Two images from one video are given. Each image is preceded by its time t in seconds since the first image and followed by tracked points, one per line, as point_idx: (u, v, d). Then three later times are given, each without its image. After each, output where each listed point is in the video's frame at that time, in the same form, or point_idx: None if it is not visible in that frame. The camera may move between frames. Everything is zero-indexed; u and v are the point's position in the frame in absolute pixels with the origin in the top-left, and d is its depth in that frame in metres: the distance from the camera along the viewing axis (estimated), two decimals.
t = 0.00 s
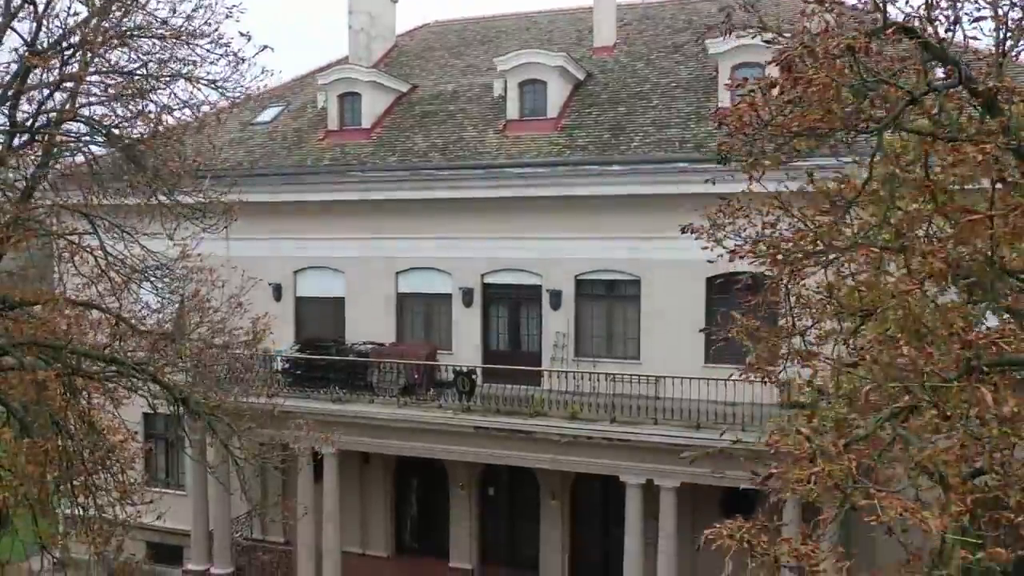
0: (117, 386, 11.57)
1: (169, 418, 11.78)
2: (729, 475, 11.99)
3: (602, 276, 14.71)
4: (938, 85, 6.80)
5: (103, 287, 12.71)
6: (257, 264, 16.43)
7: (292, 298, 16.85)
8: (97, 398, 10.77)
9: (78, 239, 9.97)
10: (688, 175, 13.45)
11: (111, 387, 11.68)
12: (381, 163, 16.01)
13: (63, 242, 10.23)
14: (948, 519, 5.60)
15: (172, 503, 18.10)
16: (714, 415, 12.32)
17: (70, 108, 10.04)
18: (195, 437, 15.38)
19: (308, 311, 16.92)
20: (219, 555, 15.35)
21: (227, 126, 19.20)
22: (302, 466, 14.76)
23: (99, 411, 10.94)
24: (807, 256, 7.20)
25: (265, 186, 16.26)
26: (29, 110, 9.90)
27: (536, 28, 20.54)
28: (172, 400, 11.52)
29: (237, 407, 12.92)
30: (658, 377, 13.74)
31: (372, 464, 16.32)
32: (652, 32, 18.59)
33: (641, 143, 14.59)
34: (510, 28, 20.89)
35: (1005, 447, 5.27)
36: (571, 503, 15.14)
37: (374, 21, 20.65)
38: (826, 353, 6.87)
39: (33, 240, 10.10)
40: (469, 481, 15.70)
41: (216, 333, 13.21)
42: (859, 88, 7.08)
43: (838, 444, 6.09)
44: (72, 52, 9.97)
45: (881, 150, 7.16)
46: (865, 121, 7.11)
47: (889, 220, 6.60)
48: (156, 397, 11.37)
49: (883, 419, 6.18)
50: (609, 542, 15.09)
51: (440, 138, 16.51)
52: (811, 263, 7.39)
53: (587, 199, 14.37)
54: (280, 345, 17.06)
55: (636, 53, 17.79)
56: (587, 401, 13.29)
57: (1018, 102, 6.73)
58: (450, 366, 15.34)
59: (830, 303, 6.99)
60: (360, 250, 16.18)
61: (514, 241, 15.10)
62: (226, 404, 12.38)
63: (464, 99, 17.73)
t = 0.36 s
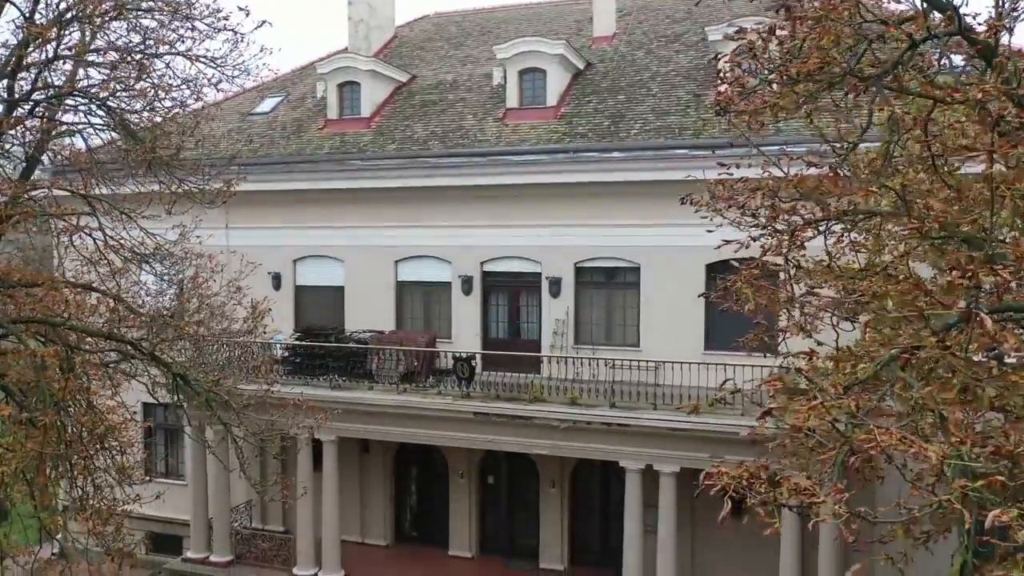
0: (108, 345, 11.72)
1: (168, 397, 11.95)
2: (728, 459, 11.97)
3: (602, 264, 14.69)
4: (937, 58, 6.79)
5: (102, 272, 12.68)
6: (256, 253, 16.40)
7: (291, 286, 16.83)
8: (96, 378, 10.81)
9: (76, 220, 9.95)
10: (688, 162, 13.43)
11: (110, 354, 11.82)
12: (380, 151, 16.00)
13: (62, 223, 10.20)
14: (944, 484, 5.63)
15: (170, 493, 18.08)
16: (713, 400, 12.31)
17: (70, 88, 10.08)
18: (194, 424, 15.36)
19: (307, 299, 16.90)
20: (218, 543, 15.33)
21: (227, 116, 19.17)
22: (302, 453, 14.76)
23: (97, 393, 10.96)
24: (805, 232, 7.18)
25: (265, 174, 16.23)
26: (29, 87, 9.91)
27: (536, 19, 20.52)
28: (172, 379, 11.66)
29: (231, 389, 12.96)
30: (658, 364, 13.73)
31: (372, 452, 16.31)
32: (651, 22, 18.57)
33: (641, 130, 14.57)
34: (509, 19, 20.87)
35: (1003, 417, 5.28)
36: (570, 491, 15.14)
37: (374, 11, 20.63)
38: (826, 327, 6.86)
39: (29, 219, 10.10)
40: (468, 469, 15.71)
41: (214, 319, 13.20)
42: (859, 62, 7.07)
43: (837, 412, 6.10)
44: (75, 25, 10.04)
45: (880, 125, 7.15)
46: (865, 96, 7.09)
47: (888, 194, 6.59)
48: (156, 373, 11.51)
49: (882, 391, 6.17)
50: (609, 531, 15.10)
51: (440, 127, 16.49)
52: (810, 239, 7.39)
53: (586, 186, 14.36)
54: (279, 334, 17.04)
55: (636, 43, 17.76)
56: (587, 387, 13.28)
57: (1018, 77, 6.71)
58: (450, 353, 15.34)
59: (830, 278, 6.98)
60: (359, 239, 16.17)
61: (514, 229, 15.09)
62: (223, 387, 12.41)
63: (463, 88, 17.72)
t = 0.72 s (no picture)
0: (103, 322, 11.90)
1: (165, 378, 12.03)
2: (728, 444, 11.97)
3: (601, 251, 14.68)
4: (935, 30, 6.78)
5: (101, 258, 12.68)
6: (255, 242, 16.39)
7: (290, 276, 16.83)
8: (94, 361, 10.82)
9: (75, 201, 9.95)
10: (687, 149, 13.41)
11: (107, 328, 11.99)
12: (379, 140, 15.99)
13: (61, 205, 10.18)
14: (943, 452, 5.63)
15: (170, 483, 18.08)
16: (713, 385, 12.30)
17: (69, 70, 10.08)
18: (194, 412, 15.35)
19: (306, 288, 16.89)
20: (217, 531, 15.31)
21: (226, 106, 19.15)
22: (301, 443, 14.72)
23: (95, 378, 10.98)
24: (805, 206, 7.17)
25: (263, 165, 16.23)
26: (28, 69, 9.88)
27: (536, 10, 20.49)
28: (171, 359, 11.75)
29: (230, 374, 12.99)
30: (657, 351, 13.72)
31: (371, 441, 16.33)
32: (651, 12, 18.54)
33: (640, 117, 14.57)
34: (509, 10, 20.84)
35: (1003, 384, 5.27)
36: (570, 479, 15.13)
37: (373, 2, 20.60)
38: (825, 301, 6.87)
39: (27, 199, 10.07)
40: (468, 457, 15.71)
41: (213, 306, 13.19)
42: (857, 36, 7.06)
43: (836, 381, 6.09)
44: None
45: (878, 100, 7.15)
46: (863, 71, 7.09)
47: (888, 166, 6.58)
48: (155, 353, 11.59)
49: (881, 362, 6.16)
50: (609, 518, 15.09)
51: (439, 116, 16.48)
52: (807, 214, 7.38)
53: (585, 174, 14.35)
54: (278, 323, 17.04)
55: (636, 33, 17.74)
56: (586, 373, 13.26)
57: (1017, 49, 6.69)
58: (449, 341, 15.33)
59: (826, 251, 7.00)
60: (358, 228, 16.16)
61: (512, 217, 15.09)
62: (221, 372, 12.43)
63: (462, 78, 17.70)
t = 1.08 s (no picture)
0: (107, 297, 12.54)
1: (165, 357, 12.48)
2: (727, 429, 11.97)
3: (601, 239, 14.68)
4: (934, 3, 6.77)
5: (100, 243, 12.66)
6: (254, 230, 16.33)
7: (289, 265, 16.81)
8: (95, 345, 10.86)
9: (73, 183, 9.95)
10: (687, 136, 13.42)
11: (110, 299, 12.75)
12: (378, 129, 15.98)
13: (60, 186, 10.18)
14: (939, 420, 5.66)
15: (170, 474, 18.05)
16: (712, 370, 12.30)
17: (66, 43, 10.04)
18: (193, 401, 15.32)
19: (305, 278, 16.87)
20: (216, 520, 15.30)
21: (225, 97, 19.13)
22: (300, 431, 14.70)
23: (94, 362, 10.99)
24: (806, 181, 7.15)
25: (262, 154, 16.23)
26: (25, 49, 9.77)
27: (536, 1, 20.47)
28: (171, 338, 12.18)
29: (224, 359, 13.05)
30: (657, 337, 13.71)
31: (369, 430, 16.33)
32: (651, 2, 18.52)
33: (639, 105, 14.57)
34: (509, 2, 20.82)
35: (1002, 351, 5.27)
36: (569, 466, 15.14)
37: None
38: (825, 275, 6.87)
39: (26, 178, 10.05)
40: (467, 445, 15.71)
41: (210, 292, 13.20)
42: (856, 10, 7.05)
43: (836, 352, 6.08)
44: None
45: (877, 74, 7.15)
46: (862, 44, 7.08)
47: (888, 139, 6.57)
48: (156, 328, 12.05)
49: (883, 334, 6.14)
50: (608, 508, 15.08)
51: (438, 105, 16.48)
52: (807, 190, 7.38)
53: (585, 161, 14.34)
54: (276, 313, 17.02)
55: (635, 22, 17.72)
56: (586, 359, 13.26)
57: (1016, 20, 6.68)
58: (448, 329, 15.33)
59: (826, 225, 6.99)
60: (358, 216, 16.15)
61: (511, 204, 15.09)
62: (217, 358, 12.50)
63: (462, 68, 17.69)
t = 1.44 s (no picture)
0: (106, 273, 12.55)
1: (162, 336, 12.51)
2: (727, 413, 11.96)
3: (600, 226, 14.66)
4: None
5: (99, 228, 12.64)
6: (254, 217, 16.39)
7: (288, 255, 16.78)
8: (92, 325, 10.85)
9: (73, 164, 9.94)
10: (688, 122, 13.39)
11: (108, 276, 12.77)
12: (378, 117, 15.96)
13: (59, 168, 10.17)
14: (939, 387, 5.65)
15: (168, 463, 18.04)
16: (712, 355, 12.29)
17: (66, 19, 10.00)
18: (192, 389, 15.31)
19: (304, 267, 16.84)
20: (215, 507, 15.29)
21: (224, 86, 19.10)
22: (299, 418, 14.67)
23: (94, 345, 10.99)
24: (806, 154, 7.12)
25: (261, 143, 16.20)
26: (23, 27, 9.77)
27: None
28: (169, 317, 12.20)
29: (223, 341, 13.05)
30: (657, 324, 13.69)
31: (369, 419, 16.31)
32: None
33: (638, 92, 14.55)
34: None
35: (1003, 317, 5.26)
36: (568, 454, 15.12)
37: None
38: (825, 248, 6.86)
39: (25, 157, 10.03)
40: (467, 433, 15.69)
41: (209, 278, 13.19)
42: None
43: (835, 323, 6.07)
44: None
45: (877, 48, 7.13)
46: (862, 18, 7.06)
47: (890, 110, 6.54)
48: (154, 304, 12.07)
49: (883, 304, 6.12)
50: (608, 496, 15.07)
51: (437, 93, 16.45)
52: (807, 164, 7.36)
53: (584, 148, 14.33)
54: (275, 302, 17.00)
55: (634, 12, 17.69)
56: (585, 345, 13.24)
57: None
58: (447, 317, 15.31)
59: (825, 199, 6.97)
60: (357, 204, 16.13)
61: (511, 192, 15.07)
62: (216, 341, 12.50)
63: (461, 57, 17.67)
